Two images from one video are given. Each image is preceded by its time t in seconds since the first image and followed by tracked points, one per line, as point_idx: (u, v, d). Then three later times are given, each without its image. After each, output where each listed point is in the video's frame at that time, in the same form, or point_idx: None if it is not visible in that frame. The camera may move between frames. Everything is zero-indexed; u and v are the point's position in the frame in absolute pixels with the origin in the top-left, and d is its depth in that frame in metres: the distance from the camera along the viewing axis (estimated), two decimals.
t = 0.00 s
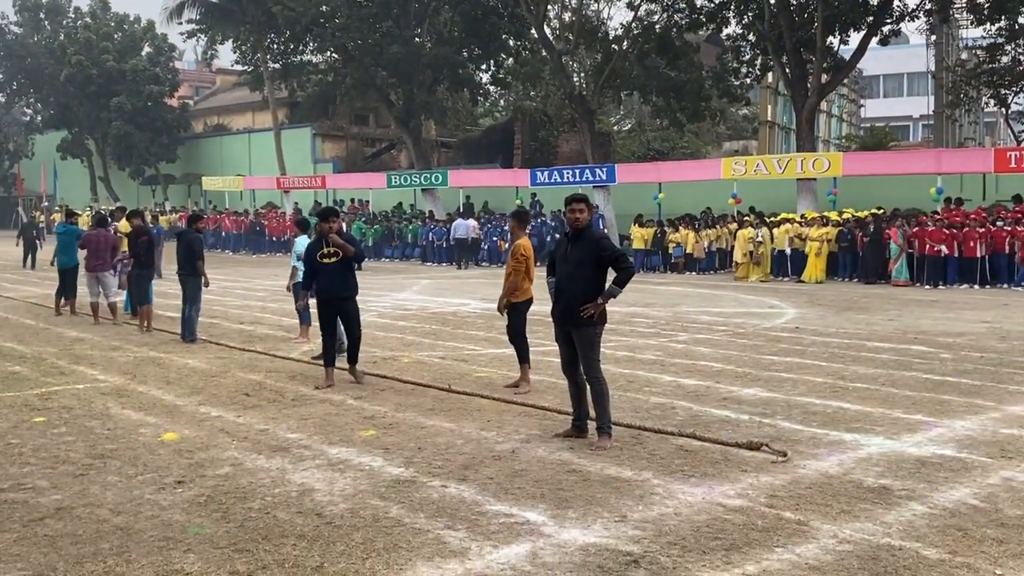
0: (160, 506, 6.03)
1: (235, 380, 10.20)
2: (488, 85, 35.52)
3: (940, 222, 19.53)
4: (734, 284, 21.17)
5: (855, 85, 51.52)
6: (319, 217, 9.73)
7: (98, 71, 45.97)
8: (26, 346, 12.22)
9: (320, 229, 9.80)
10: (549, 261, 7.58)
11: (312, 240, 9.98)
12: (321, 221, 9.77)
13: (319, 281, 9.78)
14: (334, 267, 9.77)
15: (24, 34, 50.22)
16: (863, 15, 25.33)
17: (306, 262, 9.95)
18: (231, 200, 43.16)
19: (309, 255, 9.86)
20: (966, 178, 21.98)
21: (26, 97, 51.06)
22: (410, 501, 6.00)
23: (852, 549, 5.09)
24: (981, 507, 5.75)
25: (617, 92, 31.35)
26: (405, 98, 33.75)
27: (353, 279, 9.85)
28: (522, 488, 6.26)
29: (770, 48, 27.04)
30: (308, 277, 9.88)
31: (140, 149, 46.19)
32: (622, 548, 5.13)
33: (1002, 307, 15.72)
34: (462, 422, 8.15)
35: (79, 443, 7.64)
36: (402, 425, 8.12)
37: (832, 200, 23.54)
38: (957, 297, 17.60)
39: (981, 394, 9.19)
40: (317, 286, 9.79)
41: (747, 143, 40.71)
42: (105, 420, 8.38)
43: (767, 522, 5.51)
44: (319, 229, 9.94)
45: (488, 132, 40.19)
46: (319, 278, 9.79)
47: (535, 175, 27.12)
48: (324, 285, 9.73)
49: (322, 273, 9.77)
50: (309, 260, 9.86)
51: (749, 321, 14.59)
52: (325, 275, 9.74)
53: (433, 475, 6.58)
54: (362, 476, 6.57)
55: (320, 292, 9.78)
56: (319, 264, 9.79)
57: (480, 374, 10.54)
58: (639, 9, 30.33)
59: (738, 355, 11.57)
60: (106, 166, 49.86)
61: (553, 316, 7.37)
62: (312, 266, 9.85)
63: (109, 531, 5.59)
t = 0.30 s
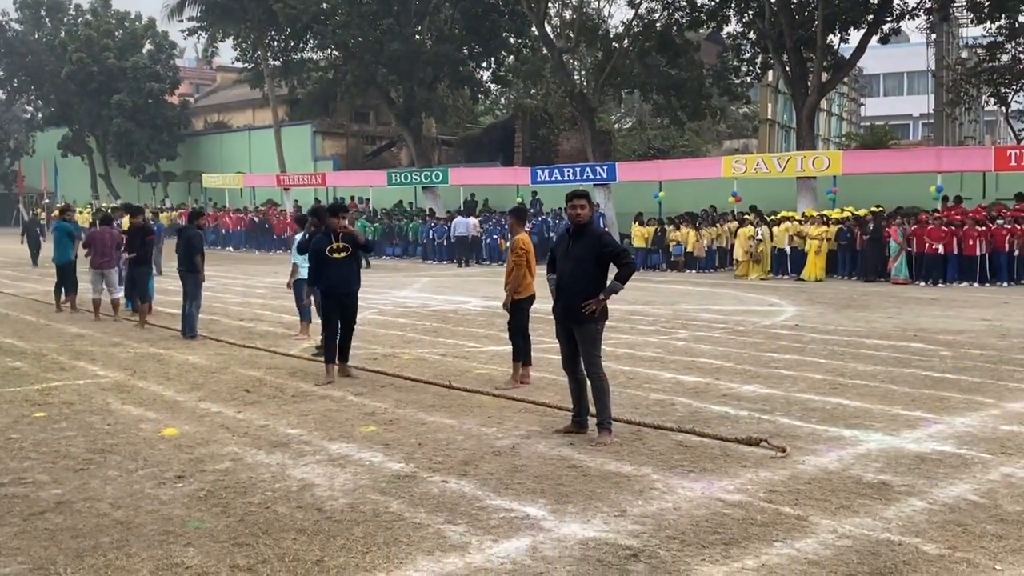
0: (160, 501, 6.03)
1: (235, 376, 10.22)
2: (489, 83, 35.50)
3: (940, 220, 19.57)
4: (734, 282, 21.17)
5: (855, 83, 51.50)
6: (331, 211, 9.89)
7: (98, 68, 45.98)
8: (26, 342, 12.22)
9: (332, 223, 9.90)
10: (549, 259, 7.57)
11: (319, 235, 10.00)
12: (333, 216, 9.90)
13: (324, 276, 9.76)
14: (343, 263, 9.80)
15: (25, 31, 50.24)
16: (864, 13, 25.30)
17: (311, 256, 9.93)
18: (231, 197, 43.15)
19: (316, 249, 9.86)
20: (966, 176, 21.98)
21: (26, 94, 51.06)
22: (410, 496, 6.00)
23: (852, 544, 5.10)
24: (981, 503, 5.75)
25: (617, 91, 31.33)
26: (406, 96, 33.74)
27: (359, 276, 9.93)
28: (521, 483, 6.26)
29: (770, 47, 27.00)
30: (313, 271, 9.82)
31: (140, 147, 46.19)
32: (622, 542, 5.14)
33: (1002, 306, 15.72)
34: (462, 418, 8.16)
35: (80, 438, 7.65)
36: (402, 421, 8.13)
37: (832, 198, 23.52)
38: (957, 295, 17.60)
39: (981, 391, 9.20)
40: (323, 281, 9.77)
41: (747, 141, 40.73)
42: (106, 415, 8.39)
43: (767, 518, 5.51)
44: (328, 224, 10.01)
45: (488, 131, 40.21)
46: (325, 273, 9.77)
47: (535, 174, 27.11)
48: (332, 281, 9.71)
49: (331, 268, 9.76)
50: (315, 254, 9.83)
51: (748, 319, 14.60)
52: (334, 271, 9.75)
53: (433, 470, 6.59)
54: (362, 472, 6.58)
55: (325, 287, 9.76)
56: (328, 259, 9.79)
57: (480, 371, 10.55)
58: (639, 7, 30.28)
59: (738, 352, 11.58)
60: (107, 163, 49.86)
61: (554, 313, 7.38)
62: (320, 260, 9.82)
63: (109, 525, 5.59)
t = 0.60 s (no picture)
0: (160, 505, 6.02)
1: (236, 380, 10.20)
2: (490, 87, 35.50)
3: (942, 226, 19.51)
4: (735, 287, 21.16)
5: (857, 89, 51.50)
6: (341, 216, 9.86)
7: (99, 72, 46.05)
8: (27, 345, 12.22)
9: (341, 228, 9.86)
10: (552, 263, 7.57)
11: (326, 241, 9.98)
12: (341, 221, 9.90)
13: (333, 281, 9.76)
14: (353, 269, 9.84)
15: (27, 34, 50.32)
16: (865, 19, 25.29)
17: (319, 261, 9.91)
18: (232, 201, 43.14)
19: (325, 254, 9.83)
20: (968, 182, 21.99)
21: (27, 97, 51.11)
22: (411, 501, 5.99)
23: (854, 550, 5.08)
24: (984, 510, 5.74)
25: (618, 95, 31.32)
26: (407, 100, 33.77)
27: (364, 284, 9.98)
28: (522, 488, 6.25)
29: (772, 52, 27.00)
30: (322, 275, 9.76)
31: (141, 150, 46.21)
32: (623, 548, 5.12)
33: (1004, 312, 15.69)
34: (463, 424, 8.15)
35: (80, 441, 7.64)
36: (403, 425, 8.11)
37: (833, 203, 23.51)
38: (958, 301, 17.58)
39: (983, 397, 9.18)
40: (332, 286, 9.75)
41: (749, 147, 40.72)
42: (106, 419, 8.38)
43: (768, 523, 5.50)
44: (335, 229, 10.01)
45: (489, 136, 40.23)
46: (335, 278, 9.76)
47: (536, 179, 27.11)
48: (344, 286, 9.74)
49: (341, 273, 9.77)
50: (326, 258, 9.79)
51: (749, 324, 14.59)
52: (344, 277, 9.77)
53: (434, 475, 6.57)
54: (363, 476, 6.57)
55: (334, 292, 9.75)
56: (339, 264, 9.79)
57: (481, 376, 10.53)
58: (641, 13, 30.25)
59: (739, 358, 11.56)
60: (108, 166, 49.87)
61: (556, 318, 7.38)
62: (330, 265, 9.79)
63: (110, 529, 5.58)
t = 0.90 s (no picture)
0: (164, 514, 6.03)
1: (240, 390, 10.21)
2: (494, 98, 35.59)
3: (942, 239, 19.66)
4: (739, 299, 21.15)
5: (860, 100, 51.54)
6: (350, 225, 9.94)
7: (104, 81, 46.24)
8: (31, 354, 12.24)
9: (350, 237, 9.93)
10: (557, 274, 7.60)
11: (333, 249, 10.00)
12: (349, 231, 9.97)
13: (340, 288, 9.76)
14: (360, 278, 9.90)
15: (33, 44, 50.57)
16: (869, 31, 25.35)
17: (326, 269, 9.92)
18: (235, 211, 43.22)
19: (333, 262, 9.86)
20: (971, 195, 22.02)
21: (33, 106, 51.34)
22: (414, 511, 6.00)
23: (857, 563, 5.08)
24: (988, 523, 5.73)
25: (622, 106, 31.41)
26: (411, 110, 33.88)
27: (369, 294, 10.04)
28: (526, 499, 6.25)
29: (775, 63, 27.05)
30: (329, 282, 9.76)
31: (146, 160, 46.37)
32: (626, 560, 5.13)
33: (1008, 324, 15.67)
34: (466, 434, 8.15)
35: (85, 451, 7.64)
36: (407, 435, 8.13)
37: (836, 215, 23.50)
38: (962, 313, 17.57)
39: (987, 410, 9.16)
40: (339, 293, 9.75)
41: (751, 158, 40.77)
42: (110, 428, 8.40)
43: (772, 536, 5.50)
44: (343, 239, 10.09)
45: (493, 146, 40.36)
46: (342, 285, 9.79)
47: (540, 189, 27.15)
48: (354, 294, 9.78)
49: (349, 280, 9.81)
50: (336, 266, 9.81)
51: (753, 336, 14.59)
52: (351, 284, 9.81)
53: (438, 485, 6.58)
54: (366, 486, 6.57)
55: (341, 299, 9.76)
56: (347, 272, 9.84)
57: (484, 387, 10.54)
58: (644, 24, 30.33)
59: (743, 370, 11.55)
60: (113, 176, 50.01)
61: (561, 328, 7.39)
62: (338, 272, 9.81)
63: (113, 538, 5.59)
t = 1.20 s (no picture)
0: (172, 533, 6.05)
1: (248, 408, 10.24)
2: (502, 119, 35.71)
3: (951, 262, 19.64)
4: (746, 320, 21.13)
5: (867, 122, 51.63)
6: (356, 245, 10.00)
7: (116, 100, 46.60)
8: (41, 371, 12.29)
9: (357, 256, 9.98)
10: (568, 294, 7.63)
11: (340, 269, 10.04)
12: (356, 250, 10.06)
13: (349, 307, 9.80)
14: (370, 297, 9.97)
15: (46, 63, 51.07)
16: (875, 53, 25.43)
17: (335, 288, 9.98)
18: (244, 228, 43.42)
19: (342, 281, 9.93)
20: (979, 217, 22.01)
21: (45, 124, 51.76)
22: (422, 531, 6.01)
23: None
24: (997, 548, 5.71)
25: (630, 127, 31.56)
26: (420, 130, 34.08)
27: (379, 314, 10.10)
28: (533, 520, 6.25)
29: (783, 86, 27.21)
30: (340, 300, 9.80)
31: (156, 178, 46.68)
32: None
33: (1016, 347, 15.62)
34: (474, 453, 8.16)
35: (93, 468, 7.67)
36: (414, 455, 8.14)
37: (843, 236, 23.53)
38: (970, 336, 17.52)
39: (996, 434, 9.13)
40: (349, 311, 9.78)
41: (759, 180, 40.85)
42: (119, 446, 8.42)
43: (780, 559, 5.49)
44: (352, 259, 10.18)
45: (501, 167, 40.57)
46: (352, 304, 9.83)
47: (548, 209, 27.21)
48: (364, 313, 9.84)
49: (359, 299, 9.86)
50: (345, 286, 9.86)
51: (760, 356, 14.59)
52: (361, 303, 9.86)
53: (445, 506, 6.59)
54: (374, 506, 6.58)
55: (352, 317, 9.80)
56: (357, 290, 9.89)
57: (492, 406, 10.55)
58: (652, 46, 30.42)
59: (750, 391, 11.54)
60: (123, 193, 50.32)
61: (571, 347, 7.43)
62: (347, 290, 9.87)
63: (122, 557, 5.61)
